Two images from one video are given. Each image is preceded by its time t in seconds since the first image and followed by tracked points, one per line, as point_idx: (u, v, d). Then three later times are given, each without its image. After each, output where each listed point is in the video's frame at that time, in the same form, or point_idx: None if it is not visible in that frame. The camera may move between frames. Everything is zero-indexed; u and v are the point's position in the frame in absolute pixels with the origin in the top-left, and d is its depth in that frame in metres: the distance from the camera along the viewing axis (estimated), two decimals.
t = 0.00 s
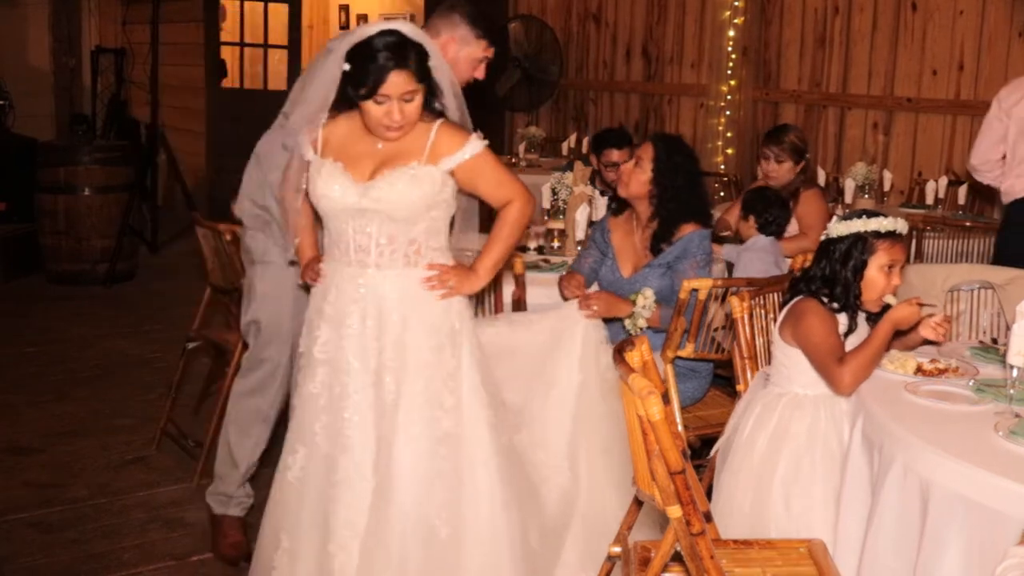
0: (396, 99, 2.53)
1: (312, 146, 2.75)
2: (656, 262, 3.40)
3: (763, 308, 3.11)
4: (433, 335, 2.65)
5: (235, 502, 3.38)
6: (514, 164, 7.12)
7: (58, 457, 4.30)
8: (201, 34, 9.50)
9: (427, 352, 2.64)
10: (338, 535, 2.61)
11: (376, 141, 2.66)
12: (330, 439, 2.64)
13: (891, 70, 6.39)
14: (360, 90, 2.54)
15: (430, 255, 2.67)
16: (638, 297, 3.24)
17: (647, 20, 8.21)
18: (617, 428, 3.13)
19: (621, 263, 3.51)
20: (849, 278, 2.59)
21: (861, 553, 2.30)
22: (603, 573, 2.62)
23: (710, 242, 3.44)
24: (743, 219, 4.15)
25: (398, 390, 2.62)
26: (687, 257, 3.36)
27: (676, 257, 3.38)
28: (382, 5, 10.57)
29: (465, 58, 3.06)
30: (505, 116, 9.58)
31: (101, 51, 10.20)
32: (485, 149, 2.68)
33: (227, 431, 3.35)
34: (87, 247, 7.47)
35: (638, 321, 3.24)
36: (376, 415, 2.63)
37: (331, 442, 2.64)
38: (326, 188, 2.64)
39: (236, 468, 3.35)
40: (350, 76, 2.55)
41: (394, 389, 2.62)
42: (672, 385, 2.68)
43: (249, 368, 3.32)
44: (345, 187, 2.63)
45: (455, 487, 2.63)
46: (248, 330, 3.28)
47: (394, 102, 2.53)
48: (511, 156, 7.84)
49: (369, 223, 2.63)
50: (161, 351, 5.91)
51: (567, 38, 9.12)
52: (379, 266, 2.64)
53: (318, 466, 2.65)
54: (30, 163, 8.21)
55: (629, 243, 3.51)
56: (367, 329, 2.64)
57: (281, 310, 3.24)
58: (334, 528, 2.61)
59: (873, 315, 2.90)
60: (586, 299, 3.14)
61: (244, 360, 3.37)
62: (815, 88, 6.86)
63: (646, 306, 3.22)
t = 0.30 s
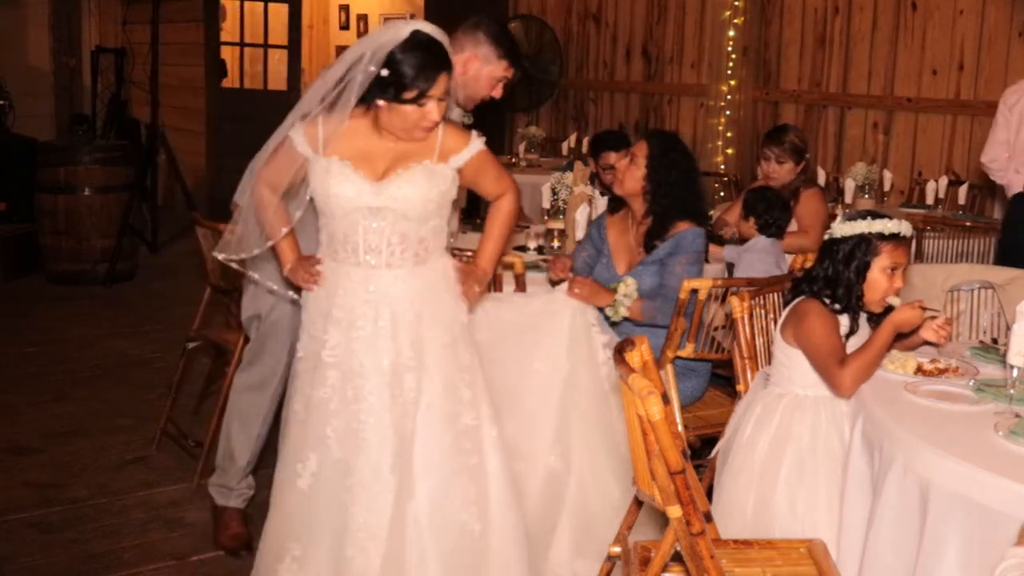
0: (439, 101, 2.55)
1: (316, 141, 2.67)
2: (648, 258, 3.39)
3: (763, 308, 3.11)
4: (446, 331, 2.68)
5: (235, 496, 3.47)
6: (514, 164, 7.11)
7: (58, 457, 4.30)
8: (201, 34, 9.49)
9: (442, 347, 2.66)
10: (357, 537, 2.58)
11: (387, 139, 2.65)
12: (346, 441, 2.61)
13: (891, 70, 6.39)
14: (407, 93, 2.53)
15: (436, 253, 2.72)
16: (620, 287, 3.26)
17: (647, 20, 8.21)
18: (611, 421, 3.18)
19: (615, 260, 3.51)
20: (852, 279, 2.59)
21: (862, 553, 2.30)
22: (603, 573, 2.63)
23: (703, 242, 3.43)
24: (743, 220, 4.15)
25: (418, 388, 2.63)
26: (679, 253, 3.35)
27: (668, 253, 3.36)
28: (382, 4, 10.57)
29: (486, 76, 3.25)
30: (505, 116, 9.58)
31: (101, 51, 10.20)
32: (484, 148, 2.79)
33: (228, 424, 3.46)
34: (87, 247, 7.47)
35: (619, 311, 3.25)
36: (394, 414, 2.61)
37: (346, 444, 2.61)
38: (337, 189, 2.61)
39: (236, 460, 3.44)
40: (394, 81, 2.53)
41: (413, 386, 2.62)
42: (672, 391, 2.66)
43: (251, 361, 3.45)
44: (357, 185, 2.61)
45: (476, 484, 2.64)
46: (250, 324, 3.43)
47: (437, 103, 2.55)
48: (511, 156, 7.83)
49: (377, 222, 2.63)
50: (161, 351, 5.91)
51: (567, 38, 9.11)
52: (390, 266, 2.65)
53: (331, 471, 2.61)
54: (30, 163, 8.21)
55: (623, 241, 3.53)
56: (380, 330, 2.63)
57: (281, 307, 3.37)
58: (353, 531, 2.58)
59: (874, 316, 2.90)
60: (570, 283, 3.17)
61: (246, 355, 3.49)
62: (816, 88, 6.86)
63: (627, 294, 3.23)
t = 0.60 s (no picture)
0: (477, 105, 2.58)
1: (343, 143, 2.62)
2: (644, 257, 3.38)
3: (763, 308, 3.11)
4: (462, 331, 2.71)
5: (235, 495, 3.46)
6: (514, 164, 7.11)
7: (58, 457, 4.30)
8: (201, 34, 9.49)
9: (460, 346, 2.70)
10: (378, 539, 2.59)
11: (416, 140, 2.65)
12: (365, 443, 2.61)
13: (891, 70, 6.39)
14: (450, 99, 2.55)
15: (458, 256, 2.76)
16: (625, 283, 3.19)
17: (647, 20, 8.20)
18: (606, 417, 3.21)
19: (610, 257, 3.53)
20: (855, 281, 2.59)
21: (862, 553, 2.30)
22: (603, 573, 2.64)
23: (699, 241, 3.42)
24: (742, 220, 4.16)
25: (438, 389, 2.64)
26: (674, 253, 3.34)
27: (664, 252, 3.36)
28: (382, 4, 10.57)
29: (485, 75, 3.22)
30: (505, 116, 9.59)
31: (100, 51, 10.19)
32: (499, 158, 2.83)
33: (228, 425, 3.45)
34: (87, 247, 7.47)
35: (620, 305, 3.17)
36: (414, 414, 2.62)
37: (368, 444, 2.61)
38: (366, 190, 2.59)
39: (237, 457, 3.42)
40: (438, 88, 2.54)
41: (434, 387, 2.64)
42: (671, 390, 2.64)
43: (251, 361, 3.45)
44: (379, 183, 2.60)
45: (495, 483, 2.70)
46: (250, 324, 3.45)
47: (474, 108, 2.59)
48: (511, 156, 7.84)
49: (385, 223, 2.62)
50: (161, 350, 5.90)
51: (567, 38, 9.11)
52: (416, 268, 2.66)
53: (352, 472, 2.61)
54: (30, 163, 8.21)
55: (620, 238, 3.54)
56: (396, 330, 2.63)
57: (282, 307, 3.39)
58: (373, 533, 2.59)
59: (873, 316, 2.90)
60: (576, 272, 3.20)
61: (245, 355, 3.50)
62: (816, 88, 6.87)
63: (631, 289, 3.16)
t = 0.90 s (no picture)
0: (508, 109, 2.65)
1: (371, 148, 2.61)
2: (644, 259, 3.38)
3: (763, 308, 3.10)
4: (481, 331, 2.72)
5: (236, 494, 3.47)
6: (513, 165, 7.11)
7: (58, 457, 4.30)
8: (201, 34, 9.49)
9: (479, 346, 2.71)
10: (409, 541, 2.60)
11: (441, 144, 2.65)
12: (389, 446, 2.62)
13: (891, 70, 6.39)
14: (483, 106, 2.61)
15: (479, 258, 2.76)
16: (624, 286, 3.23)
17: (647, 20, 8.21)
18: (606, 419, 3.21)
19: (610, 259, 3.52)
20: (859, 283, 2.59)
21: (861, 554, 2.30)
22: (603, 573, 2.63)
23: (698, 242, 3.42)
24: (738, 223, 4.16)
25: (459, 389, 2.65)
26: (675, 254, 3.34)
27: (663, 254, 3.35)
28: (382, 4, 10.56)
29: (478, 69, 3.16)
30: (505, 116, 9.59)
31: (100, 51, 10.20)
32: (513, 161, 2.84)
33: (228, 426, 3.44)
34: (87, 247, 7.47)
35: (620, 307, 3.20)
36: (441, 415, 2.63)
37: (393, 448, 2.62)
38: (395, 198, 2.60)
39: (237, 460, 3.42)
40: (475, 96, 2.59)
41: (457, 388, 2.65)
42: (671, 386, 2.63)
43: (251, 361, 3.45)
44: (405, 189, 2.60)
45: (518, 479, 2.73)
46: (250, 324, 3.45)
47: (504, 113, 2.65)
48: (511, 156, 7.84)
49: (411, 228, 2.63)
50: (161, 350, 5.91)
51: (567, 38, 9.11)
52: (444, 271, 2.67)
53: (375, 476, 2.62)
54: (30, 163, 8.21)
55: (619, 239, 3.53)
56: (415, 333, 2.64)
57: (283, 308, 3.39)
58: (401, 534, 2.60)
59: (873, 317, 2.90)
60: (576, 279, 3.21)
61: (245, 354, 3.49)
62: (816, 88, 6.87)
63: (629, 292, 3.19)
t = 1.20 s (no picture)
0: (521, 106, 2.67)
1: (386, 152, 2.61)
2: (643, 257, 3.38)
3: (763, 308, 3.10)
4: (495, 328, 2.73)
5: (237, 494, 3.47)
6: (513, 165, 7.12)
7: (57, 457, 4.30)
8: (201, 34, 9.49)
9: (497, 343, 2.72)
10: (444, 540, 2.61)
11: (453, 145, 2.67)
12: (417, 448, 2.62)
13: (891, 70, 6.39)
14: (499, 105, 2.62)
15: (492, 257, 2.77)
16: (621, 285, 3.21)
17: (647, 20, 8.21)
18: (606, 422, 3.22)
19: (608, 255, 3.51)
20: (861, 287, 2.59)
21: (861, 554, 2.30)
22: (604, 573, 2.63)
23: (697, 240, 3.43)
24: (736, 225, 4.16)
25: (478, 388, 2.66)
26: (675, 253, 3.34)
27: (663, 253, 3.36)
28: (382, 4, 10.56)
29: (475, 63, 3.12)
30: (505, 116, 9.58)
31: (100, 51, 10.20)
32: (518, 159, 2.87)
33: (228, 425, 3.45)
34: (87, 248, 7.46)
35: (620, 305, 3.20)
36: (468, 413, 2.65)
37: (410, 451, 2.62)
38: (413, 200, 2.60)
39: (237, 460, 3.43)
40: (489, 97, 2.60)
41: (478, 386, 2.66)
42: (671, 383, 2.62)
43: (250, 360, 3.45)
44: (421, 191, 2.60)
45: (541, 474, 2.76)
46: (248, 323, 3.44)
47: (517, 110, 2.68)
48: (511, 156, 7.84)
49: (428, 231, 2.64)
50: (161, 350, 5.91)
51: (567, 38, 9.11)
52: (461, 271, 2.69)
53: (405, 480, 2.62)
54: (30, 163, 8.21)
55: (618, 237, 3.52)
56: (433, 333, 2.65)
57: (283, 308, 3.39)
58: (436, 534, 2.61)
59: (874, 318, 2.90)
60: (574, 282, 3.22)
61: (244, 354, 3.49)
62: (816, 88, 6.88)
63: (629, 290, 3.18)
